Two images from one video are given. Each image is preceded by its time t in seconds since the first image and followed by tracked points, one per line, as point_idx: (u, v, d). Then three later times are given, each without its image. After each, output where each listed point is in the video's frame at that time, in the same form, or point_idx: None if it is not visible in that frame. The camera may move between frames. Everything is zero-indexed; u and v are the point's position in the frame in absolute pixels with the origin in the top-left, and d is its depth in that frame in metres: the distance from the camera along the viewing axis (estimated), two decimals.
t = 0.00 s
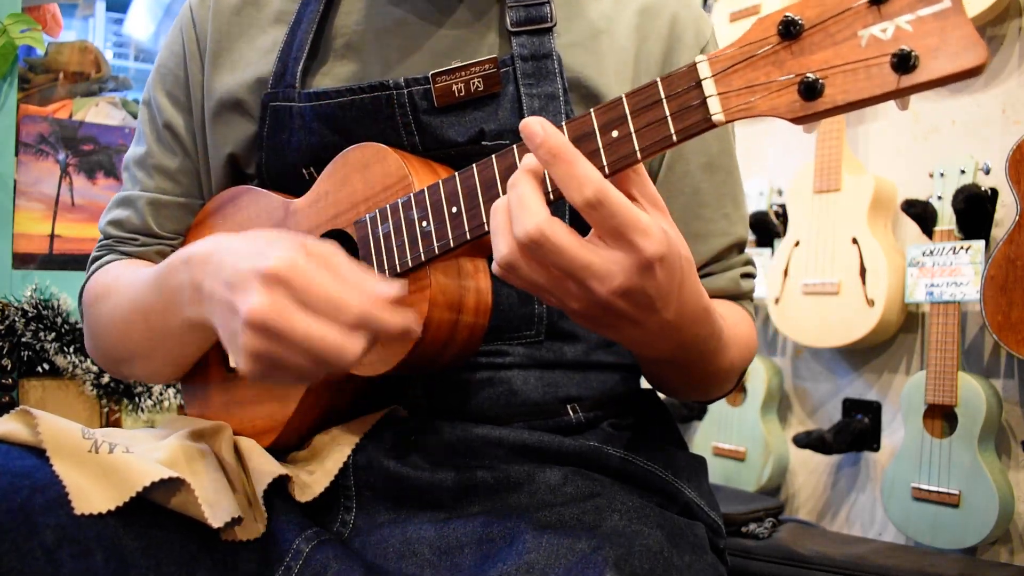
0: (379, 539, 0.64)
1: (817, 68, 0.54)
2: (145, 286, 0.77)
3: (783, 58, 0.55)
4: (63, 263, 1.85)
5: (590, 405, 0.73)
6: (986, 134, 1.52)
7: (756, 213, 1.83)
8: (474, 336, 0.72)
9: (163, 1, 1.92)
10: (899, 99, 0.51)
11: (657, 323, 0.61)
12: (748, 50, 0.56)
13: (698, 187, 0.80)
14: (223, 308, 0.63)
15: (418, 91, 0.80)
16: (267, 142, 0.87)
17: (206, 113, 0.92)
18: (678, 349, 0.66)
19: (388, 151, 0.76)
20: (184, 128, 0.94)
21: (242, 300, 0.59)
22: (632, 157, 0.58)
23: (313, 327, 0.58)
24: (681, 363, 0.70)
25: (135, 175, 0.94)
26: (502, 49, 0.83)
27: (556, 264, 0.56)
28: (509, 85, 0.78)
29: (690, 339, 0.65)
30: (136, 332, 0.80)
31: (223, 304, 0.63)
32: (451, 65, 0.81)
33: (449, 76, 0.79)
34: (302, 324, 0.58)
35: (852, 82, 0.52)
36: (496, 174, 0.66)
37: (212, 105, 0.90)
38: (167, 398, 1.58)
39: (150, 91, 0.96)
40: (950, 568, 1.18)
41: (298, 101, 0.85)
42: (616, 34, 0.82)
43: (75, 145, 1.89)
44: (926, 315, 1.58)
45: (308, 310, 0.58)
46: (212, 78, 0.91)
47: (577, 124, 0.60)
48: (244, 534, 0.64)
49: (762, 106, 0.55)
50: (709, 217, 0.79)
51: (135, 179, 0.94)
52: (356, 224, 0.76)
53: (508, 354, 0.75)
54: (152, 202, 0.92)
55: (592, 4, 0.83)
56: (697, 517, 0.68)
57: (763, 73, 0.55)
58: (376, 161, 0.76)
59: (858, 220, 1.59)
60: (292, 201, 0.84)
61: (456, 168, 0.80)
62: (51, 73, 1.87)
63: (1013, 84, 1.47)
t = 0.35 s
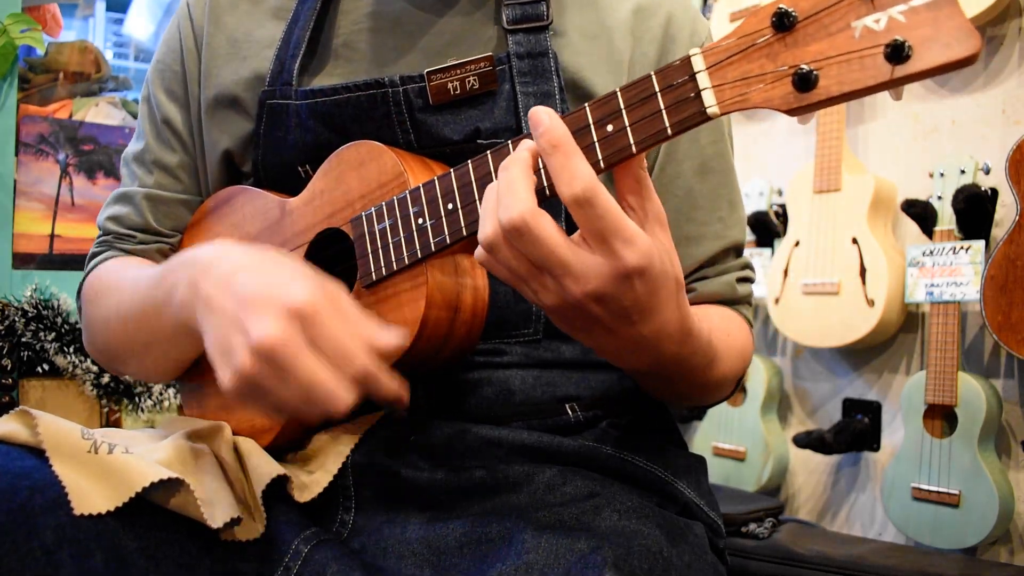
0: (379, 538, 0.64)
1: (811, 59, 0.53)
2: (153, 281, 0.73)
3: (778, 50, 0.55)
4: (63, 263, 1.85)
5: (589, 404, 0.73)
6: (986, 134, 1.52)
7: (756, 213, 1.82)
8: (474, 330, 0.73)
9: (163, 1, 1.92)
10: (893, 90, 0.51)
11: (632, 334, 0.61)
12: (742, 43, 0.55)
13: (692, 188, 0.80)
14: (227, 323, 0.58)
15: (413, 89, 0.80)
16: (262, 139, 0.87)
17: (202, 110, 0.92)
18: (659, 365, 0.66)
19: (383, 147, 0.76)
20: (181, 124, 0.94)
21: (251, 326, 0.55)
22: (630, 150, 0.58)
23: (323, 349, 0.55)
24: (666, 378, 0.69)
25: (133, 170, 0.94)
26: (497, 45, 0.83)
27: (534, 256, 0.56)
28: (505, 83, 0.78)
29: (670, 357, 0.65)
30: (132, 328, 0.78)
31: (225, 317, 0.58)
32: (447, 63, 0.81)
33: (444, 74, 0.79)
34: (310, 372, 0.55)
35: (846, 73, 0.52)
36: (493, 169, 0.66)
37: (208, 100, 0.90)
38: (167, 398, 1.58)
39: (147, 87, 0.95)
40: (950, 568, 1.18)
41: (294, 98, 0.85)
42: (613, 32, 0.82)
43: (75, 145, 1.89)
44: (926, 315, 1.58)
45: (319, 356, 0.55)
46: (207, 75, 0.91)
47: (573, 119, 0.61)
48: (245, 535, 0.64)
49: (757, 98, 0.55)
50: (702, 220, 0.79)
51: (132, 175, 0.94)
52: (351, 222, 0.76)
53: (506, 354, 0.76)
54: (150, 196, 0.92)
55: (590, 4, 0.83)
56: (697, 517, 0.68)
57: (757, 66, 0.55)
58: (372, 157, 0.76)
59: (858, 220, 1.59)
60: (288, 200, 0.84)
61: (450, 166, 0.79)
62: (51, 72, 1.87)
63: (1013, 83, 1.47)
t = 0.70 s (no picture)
0: (379, 538, 0.64)
1: (807, 49, 0.53)
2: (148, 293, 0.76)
3: (774, 41, 0.54)
4: (63, 263, 1.85)
5: (589, 404, 0.73)
6: (986, 134, 1.52)
7: (756, 213, 1.82)
8: (473, 330, 0.72)
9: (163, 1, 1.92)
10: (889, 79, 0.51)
11: (642, 319, 0.61)
12: (740, 34, 0.55)
13: (692, 188, 0.80)
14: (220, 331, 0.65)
15: (415, 89, 0.80)
16: (264, 139, 0.87)
17: (204, 111, 0.92)
18: (668, 357, 0.66)
19: (387, 146, 0.75)
20: (185, 125, 0.94)
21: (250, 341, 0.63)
22: (628, 142, 0.58)
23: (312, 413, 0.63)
24: (673, 371, 0.69)
25: (137, 171, 0.94)
26: (499, 46, 0.83)
27: (549, 237, 0.56)
28: (506, 83, 0.78)
29: (679, 350, 0.65)
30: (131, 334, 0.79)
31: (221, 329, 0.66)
32: (448, 62, 0.80)
33: (446, 73, 0.79)
34: (302, 386, 0.62)
35: (842, 63, 0.52)
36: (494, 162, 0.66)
37: (211, 101, 0.90)
38: (166, 398, 1.58)
39: (152, 89, 0.95)
40: (950, 568, 1.18)
41: (296, 98, 0.85)
42: (614, 33, 0.82)
43: (75, 145, 1.89)
44: (926, 315, 1.58)
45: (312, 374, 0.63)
46: (209, 76, 0.91)
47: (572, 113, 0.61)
48: (245, 534, 0.64)
49: (754, 88, 0.55)
50: (701, 220, 0.80)
51: (136, 175, 0.94)
52: (352, 218, 0.76)
53: (507, 352, 0.75)
54: (154, 198, 0.92)
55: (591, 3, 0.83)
56: (697, 517, 0.68)
57: (755, 57, 0.55)
58: (374, 155, 0.76)
59: (859, 220, 1.59)
60: (289, 200, 0.84)
61: (450, 162, 0.80)
62: (51, 72, 1.87)
63: (1013, 84, 1.47)
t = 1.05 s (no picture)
0: (378, 538, 0.64)
1: (806, 48, 0.53)
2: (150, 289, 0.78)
3: (773, 40, 0.54)
4: (63, 263, 1.85)
5: (589, 404, 0.73)
6: (986, 134, 1.52)
7: (756, 212, 1.83)
8: (473, 328, 0.73)
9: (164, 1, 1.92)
10: (888, 77, 0.51)
11: (638, 321, 0.61)
12: (739, 33, 0.55)
13: (691, 188, 0.80)
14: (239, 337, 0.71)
15: (415, 88, 0.80)
16: (265, 140, 0.87)
17: (204, 111, 0.92)
18: (664, 358, 0.66)
19: (386, 146, 0.75)
20: (186, 125, 0.94)
21: (265, 326, 0.68)
22: (627, 142, 0.58)
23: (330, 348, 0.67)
24: (670, 372, 0.69)
25: (137, 171, 0.94)
26: (499, 45, 0.83)
27: (543, 239, 0.56)
28: (506, 83, 0.78)
29: (676, 351, 0.65)
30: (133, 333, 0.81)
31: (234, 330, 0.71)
32: (448, 62, 0.81)
33: (446, 73, 0.79)
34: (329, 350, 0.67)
35: (841, 61, 0.52)
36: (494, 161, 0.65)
37: (211, 102, 0.90)
38: (167, 398, 1.58)
39: (152, 90, 0.95)
40: (950, 568, 1.18)
41: (297, 99, 0.85)
42: (614, 33, 0.82)
43: (75, 145, 1.89)
44: (925, 315, 1.58)
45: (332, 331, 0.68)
46: (210, 76, 0.91)
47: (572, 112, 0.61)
48: (244, 534, 0.64)
49: (754, 86, 0.55)
50: (702, 219, 0.79)
51: (137, 176, 0.94)
52: (351, 218, 0.76)
53: (507, 352, 0.75)
54: (154, 199, 0.92)
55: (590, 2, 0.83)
56: (697, 517, 0.69)
57: (754, 55, 0.55)
58: (373, 154, 0.76)
59: (859, 220, 1.59)
60: (289, 199, 0.83)
61: (450, 162, 0.79)
62: (51, 72, 1.87)
63: (1013, 84, 1.47)
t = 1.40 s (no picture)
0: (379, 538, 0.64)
1: (804, 44, 0.53)
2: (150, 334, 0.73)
3: (770, 37, 0.54)
4: (63, 263, 1.85)
5: (590, 403, 0.73)
6: (985, 133, 1.52)
7: (756, 213, 1.83)
8: (472, 328, 0.72)
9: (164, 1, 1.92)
10: (885, 74, 0.51)
11: (636, 320, 0.61)
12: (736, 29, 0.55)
13: (691, 187, 0.80)
14: (248, 424, 0.58)
15: (415, 88, 0.80)
16: (265, 140, 0.87)
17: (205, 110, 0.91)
18: (663, 356, 0.66)
19: (385, 145, 0.75)
20: (187, 126, 0.94)
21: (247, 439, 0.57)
22: (625, 139, 0.58)
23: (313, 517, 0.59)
24: (667, 370, 0.69)
25: (138, 172, 0.94)
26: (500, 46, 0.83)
27: (540, 238, 0.56)
28: (506, 83, 0.78)
29: (675, 348, 0.65)
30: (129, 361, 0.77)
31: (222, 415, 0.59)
32: (448, 62, 0.81)
33: (446, 73, 0.79)
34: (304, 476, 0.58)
35: (838, 58, 0.52)
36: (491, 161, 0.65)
37: (211, 102, 0.90)
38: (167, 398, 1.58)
39: (153, 89, 0.95)
40: (950, 568, 1.18)
41: (297, 99, 0.85)
42: (614, 32, 0.82)
43: (75, 145, 1.89)
44: (925, 315, 1.58)
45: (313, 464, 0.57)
46: (210, 76, 0.91)
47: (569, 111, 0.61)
48: (244, 533, 0.65)
49: (751, 83, 0.55)
50: (702, 218, 0.79)
51: (137, 176, 0.93)
52: (351, 218, 0.76)
53: (507, 352, 0.75)
54: (155, 199, 0.92)
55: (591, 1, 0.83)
56: (697, 517, 0.69)
57: (751, 52, 0.55)
58: (373, 155, 0.76)
59: (859, 221, 1.59)
60: (288, 200, 0.83)
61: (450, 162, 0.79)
62: (51, 73, 1.87)
63: (1013, 84, 1.47)
